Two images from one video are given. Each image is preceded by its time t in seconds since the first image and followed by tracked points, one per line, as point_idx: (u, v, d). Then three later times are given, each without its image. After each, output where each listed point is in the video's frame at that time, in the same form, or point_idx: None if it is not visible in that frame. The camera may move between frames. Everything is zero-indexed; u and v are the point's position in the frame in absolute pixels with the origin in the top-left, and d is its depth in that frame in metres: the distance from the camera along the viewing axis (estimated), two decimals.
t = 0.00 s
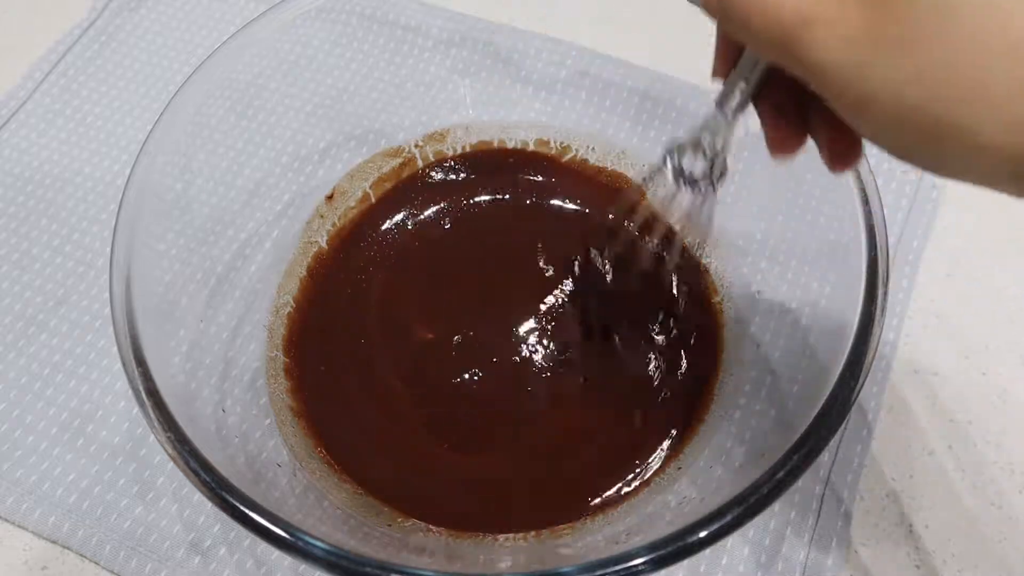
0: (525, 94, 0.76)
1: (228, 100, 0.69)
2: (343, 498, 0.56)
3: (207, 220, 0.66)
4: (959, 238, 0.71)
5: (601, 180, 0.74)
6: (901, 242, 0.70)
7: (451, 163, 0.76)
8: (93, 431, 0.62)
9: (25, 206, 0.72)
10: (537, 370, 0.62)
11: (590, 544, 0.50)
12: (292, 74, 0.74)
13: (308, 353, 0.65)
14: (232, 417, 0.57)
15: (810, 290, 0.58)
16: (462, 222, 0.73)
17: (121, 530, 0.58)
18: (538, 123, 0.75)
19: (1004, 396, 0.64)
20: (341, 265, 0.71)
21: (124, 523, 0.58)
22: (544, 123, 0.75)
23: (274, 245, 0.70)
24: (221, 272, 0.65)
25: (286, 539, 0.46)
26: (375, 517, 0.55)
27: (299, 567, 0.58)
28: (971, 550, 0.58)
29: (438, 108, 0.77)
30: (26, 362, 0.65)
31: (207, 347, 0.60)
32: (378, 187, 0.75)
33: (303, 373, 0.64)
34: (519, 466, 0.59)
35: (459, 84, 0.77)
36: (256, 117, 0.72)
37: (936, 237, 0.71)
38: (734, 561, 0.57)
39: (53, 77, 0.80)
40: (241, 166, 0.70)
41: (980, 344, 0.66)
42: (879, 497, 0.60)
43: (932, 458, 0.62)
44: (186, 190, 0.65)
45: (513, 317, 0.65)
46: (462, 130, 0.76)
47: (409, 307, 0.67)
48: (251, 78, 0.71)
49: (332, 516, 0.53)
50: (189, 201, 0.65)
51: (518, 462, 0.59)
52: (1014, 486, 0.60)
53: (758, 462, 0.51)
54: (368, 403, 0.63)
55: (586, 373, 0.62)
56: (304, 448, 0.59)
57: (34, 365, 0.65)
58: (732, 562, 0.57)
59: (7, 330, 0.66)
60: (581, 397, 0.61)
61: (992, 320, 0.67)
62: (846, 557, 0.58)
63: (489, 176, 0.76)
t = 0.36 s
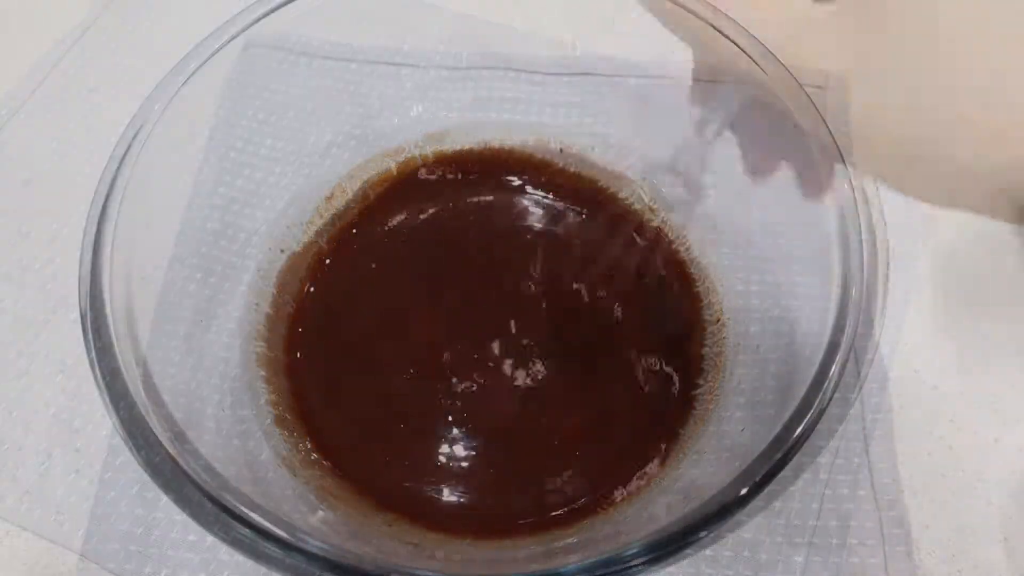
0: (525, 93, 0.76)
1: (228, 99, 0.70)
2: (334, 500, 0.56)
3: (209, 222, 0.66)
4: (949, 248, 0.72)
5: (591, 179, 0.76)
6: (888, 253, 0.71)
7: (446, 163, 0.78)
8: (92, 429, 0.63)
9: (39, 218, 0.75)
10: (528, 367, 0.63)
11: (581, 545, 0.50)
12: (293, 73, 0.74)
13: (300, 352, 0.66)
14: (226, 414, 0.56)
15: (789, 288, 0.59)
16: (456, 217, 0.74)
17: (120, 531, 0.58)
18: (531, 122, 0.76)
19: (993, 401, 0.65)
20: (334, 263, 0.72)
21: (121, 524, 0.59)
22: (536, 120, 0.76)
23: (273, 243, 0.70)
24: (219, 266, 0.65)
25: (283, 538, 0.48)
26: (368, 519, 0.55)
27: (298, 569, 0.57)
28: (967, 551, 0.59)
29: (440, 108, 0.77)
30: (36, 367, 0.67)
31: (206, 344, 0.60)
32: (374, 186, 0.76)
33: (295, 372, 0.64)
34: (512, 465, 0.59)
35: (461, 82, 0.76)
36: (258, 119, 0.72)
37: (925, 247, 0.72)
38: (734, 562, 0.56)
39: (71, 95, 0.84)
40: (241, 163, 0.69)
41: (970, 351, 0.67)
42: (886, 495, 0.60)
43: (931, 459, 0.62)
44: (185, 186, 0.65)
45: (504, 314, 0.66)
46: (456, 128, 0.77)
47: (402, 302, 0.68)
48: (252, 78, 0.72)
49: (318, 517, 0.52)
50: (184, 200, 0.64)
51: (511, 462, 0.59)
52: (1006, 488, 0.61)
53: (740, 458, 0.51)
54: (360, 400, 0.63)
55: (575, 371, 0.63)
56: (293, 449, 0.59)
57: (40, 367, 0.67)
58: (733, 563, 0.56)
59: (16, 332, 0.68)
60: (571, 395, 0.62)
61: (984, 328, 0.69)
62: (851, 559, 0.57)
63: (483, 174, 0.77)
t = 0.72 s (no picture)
0: (523, 93, 0.78)
1: (229, 99, 0.72)
2: (333, 501, 0.56)
3: (209, 222, 0.68)
4: (951, 248, 0.72)
5: (591, 179, 0.76)
6: (885, 254, 0.72)
7: (445, 162, 0.77)
8: (94, 429, 0.63)
9: (43, 218, 0.76)
10: (526, 367, 0.62)
11: (580, 544, 0.50)
12: (293, 75, 0.77)
13: (299, 354, 0.66)
14: (228, 414, 0.57)
15: (786, 288, 0.59)
16: (454, 216, 0.74)
17: (120, 532, 0.57)
18: (532, 124, 0.77)
19: (993, 402, 0.65)
20: (333, 263, 0.72)
21: (120, 524, 0.57)
22: (537, 123, 0.77)
23: (274, 243, 0.71)
24: (220, 266, 0.67)
25: (246, 541, 0.43)
26: (368, 520, 0.55)
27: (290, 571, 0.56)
28: (967, 551, 0.58)
29: (439, 109, 0.78)
30: (39, 367, 0.67)
31: (206, 343, 0.62)
32: (373, 186, 0.76)
33: (295, 373, 0.65)
34: (511, 465, 0.59)
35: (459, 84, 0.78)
36: (258, 120, 0.74)
37: (925, 247, 0.72)
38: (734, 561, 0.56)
39: (76, 96, 0.84)
40: (242, 165, 0.72)
41: (971, 351, 0.67)
42: (890, 493, 0.58)
43: (928, 459, 0.62)
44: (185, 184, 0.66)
45: (503, 313, 0.65)
46: (457, 129, 0.77)
47: (399, 301, 0.67)
48: (253, 80, 0.74)
49: (318, 516, 0.52)
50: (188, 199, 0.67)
51: (510, 462, 0.60)
52: (1004, 489, 0.61)
53: (742, 455, 0.49)
54: (359, 400, 0.63)
55: (574, 372, 0.63)
56: (293, 450, 0.59)
57: (40, 366, 0.67)
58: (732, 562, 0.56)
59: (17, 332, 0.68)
60: (570, 396, 0.62)
61: (985, 328, 0.68)
62: (853, 559, 0.56)
63: (483, 174, 0.77)
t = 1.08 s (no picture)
0: (523, 93, 0.78)
1: (229, 99, 0.72)
2: (333, 500, 0.56)
3: (209, 222, 0.68)
4: (951, 248, 0.72)
5: (592, 179, 0.76)
6: (886, 254, 0.72)
7: (445, 162, 0.77)
8: (97, 431, 0.64)
9: (43, 218, 0.76)
10: (526, 367, 0.62)
11: (581, 544, 0.50)
12: (293, 75, 0.77)
13: (299, 354, 0.66)
14: (228, 414, 0.57)
15: (786, 288, 0.59)
16: (454, 216, 0.74)
17: (120, 532, 0.57)
18: (532, 124, 0.77)
19: (993, 402, 0.65)
20: (333, 263, 0.72)
21: (120, 524, 0.57)
22: (537, 123, 0.77)
23: (274, 243, 0.71)
24: (220, 266, 0.67)
25: (246, 540, 0.43)
26: (368, 520, 0.55)
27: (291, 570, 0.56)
28: (970, 551, 0.58)
29: (440, 109, 0.78)
30: (39, 367, 0.67)
31: (206, 344, 0.62)
32: (373, 186, 0.76)
33: (295, 373, 0.65)
34: (511, 465, 0.59)
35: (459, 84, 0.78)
36: (258, 120, 0.74)
37: (926, 247, 0.72)
38: (733, 560, 0.56)
39: (75, 96, 0.84)
40: (242, 165, 0.72)
41: (971, 352, 0.67)
42: (890, 493, 0.58)
43: (927, 459, 0.62)
44: (186, 185, 0.67)
45: (503, 313, 0.65)
46: (457, 129, 0.77)
47: (399, 301, 0.67)
48: (253, 80, 0.74)
49: (319, 516, 0.52)
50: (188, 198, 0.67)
51: (510, 462, 0.60)
52: (1004, 489, 0.61)
53: (742, 455, 0.49)
54: (359, 400, 0.63)
55: (574, 372, 0.63)
56: (293, 450, 0.59)
57: (43, 367, 0.67)
58: (731, 561, 0.56)
59: (21, 335, 0.69)
60: (570, 396, 0.62)
61: (984, 327, 0.68)
62: (853, 559, 0.56)
63: (483, 174, 0.77)
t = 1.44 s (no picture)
0: (523, 93, 0.78)
1: (229, 99, 0.73)
2: (334, 501, 0.56)
3: (209, 223, 0.69)
4: (951, 248, 0.72)
5: (592, 179, 0.76)
6: (886, 254, 0.72)
7: (445, 161, 0.77)
8: (97, 431, 0.64)
9: (43, 218, 0.76)
10: (526, 367, 0.62)
11: (580, 544, 0.50)
12: (293, 75, 0.77)
13: (299, 354, 0.66)
14: (228, 414, 0.57)
15: (786, 288, 0.59)
16: (455, 215, 0.73)
17: (120, 532, 0.57)
18: (531, 124, 0.77)
19: (993, 402, 0.65)
20: (333, 263, 0.72)
21: (120, 524, 0.57)
22: (537, 123, 0.77)
23: (274, 243, 0.71)
24: (220, 266, 0.67)
25: (246, 540, 0.43)
26: (368, 520, 0.55)
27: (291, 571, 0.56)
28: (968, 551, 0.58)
29: (440, 109, 0.78)
30: (39, 367, 0.67)
31: (206, 344, 0.62)
32: (373, 186, 0.76)
33: (295, 373, 0.65)
34: (512, 465, 0.59)
35: (459, 84, 0.78)
36: (258, 120, 0.74)
37: (925, 247, 0.72)
38: (734, 561, 0.56)
39: (76, 96, 0.84)
40: (242, 165, 0.72)
41: (971, 352, 0.67)
42: (890, 493, 0.58)
43: (927, 459, 0.62)
44: (186, 186, 0.67)
45: (503, 313, 0.65)
46: (456, 129, 0.77)
47: (399, 301, 0.67)
48: (253, 80, 0.74)
49: (319, 516, 0.53)
50: (188, 198, 0.67)
51: (510, 462, 0.60)
52: (1004, 489, 0.61)
53: (742, 455, 0.49)
54: (359, 400, 0.63)
55: (574, 372, 0.63)
56: (293, 450, 0.59)
57: (43, 367, 0.67)
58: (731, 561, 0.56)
59: (21, 334, 0.69)
60: (570, 396, 0.62)
61: (985, 328, 0.68)
62: (853, 559, 0.56)
63: (482, 174, 0.77)
